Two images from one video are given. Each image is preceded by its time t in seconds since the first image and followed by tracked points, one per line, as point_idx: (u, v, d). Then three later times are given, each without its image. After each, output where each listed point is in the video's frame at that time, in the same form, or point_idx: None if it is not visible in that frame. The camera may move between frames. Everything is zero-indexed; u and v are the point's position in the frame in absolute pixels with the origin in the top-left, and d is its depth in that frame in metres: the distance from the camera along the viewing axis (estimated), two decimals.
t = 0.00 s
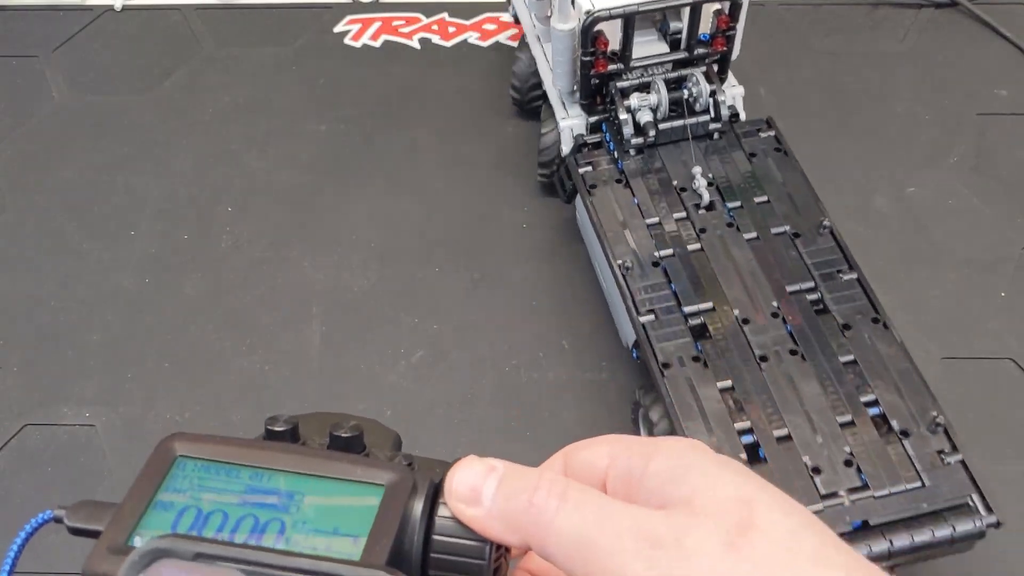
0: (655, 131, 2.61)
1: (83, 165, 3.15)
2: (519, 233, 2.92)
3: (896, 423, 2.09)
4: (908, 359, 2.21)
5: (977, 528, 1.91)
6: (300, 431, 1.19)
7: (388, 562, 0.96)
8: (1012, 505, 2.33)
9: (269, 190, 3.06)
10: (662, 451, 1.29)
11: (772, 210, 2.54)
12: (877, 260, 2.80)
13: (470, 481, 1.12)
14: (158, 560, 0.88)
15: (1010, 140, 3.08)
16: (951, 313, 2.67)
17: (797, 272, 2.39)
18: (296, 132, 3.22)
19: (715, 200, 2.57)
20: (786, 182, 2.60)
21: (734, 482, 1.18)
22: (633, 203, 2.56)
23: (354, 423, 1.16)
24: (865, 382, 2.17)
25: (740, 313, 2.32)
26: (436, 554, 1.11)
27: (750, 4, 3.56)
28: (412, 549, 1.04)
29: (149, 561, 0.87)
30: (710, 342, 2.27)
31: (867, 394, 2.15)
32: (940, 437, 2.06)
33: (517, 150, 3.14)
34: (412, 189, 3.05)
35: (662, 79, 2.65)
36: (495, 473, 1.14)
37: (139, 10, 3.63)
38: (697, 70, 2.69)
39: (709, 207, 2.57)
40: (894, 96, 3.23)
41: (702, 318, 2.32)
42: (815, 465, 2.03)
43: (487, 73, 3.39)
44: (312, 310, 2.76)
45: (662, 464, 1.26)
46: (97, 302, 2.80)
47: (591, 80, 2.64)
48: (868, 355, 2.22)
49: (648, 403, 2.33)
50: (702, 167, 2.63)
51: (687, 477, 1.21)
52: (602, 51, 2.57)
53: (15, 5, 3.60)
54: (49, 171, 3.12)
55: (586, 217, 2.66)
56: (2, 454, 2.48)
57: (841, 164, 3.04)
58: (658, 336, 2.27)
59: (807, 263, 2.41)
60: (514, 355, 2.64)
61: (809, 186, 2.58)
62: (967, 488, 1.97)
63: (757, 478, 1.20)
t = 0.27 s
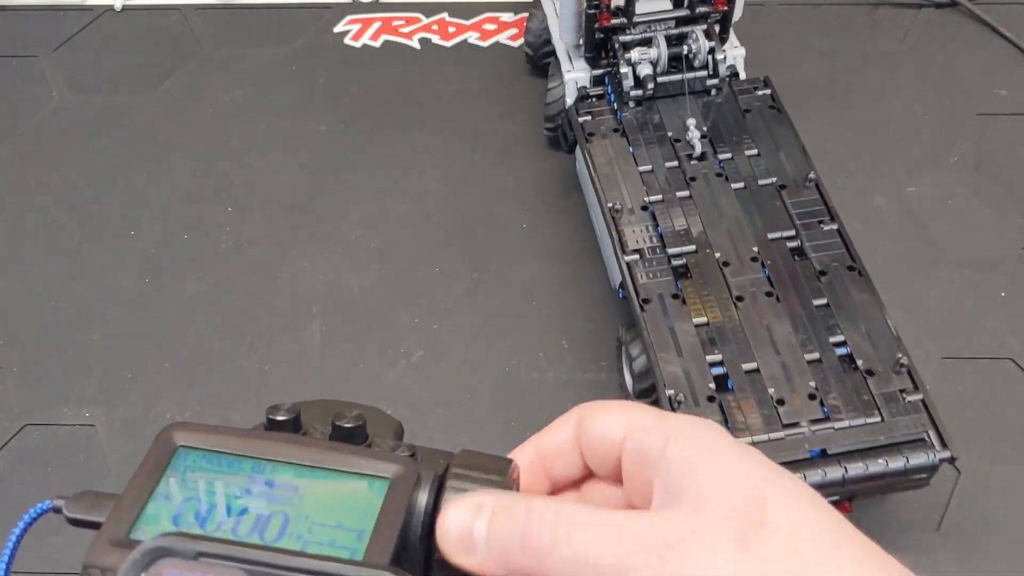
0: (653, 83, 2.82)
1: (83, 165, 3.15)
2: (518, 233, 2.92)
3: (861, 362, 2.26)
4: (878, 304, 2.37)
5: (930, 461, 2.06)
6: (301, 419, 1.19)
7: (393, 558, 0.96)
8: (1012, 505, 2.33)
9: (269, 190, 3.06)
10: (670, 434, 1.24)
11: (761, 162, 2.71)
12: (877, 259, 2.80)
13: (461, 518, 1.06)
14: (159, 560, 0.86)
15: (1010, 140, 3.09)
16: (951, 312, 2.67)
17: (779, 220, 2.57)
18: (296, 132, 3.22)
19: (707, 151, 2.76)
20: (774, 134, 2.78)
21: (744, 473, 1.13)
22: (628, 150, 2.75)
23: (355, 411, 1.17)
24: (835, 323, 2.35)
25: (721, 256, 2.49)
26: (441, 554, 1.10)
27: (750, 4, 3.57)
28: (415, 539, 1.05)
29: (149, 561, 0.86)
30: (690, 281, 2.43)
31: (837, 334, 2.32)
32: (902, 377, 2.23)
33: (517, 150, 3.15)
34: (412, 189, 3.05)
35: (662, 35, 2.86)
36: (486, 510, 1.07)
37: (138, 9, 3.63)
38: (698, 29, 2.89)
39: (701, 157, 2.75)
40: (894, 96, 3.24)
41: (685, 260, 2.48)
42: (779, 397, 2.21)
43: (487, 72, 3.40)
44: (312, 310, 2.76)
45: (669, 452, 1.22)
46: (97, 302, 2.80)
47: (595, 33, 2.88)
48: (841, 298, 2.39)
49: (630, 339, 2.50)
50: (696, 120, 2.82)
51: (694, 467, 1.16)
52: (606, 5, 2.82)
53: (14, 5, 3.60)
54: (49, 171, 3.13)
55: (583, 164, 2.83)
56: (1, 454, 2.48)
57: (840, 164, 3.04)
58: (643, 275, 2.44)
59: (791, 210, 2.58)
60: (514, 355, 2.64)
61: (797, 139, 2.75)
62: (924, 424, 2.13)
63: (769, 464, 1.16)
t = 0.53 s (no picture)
0: (654, 56, 2.83)
1: (83, 165, 3.15)
2: (518, 233, 2.92)
3: (844, 326, 2.30)
4: (865, 274, 2.40)
5: (907, 423, 2.11)
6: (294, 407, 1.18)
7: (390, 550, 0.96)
8: (1012, 505, 2.32)
9: (269, 190, 3.06)
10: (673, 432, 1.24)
11: (757, 134, 2.72)
12: (877, 259, 2.80)
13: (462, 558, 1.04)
14: (159, 556, 0.85)
15: (1010, 140, 3.08)
16: (951, 312, 2.67)
17: (772, 190, 2.59)
18: (296, 132, 3.22)
19: (704, 123, 2.76)
20: (771, 109, 2.79)
21: (740, 476, 1.11)
22: (627, 121, 2.76)
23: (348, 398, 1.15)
24: (820, 290, 2.38)
25: (713, 223, 2.51)
26: (437, 550, 1.10)
27: (750, 4, 3.56)
28: (411, 529, 1.07)
29: (149, 558, 0.84)
30: (681, 246, 2.47)
31: (822, 300, 2.36)
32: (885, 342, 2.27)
33: (516, 149, 3.15)
34: (411, 189, 3.05)
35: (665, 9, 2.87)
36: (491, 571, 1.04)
37: (139, 10, 3.63)
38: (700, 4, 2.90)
39: (698, 129, 2.76)
40: (894, 96, 3.23)
41: (678, 227, 2.51)
42: (762, 357, 2.26)
43: (487, 73, 3.40)
44: (312, 310, 2.76)
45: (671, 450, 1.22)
46: (97, 302, 2.80)
47: (598, 6, 2.89)
48: (828, 267, 2.42)
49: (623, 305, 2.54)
50: (694, 92, 2.83)
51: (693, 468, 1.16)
52: None
53: (15, 6, 3.60)
54: (49, 171, 3.13)
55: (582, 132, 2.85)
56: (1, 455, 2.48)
57: (840, 164, 3.04)
58: (637, 242, 2.47)
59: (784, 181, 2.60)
60: (514, 355, 2.64)
61: (792, 114, 2.77)
62: (903, 387, 2.18)
63: (769, 465, 1.13)
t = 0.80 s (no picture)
0: (653, 57, 2.83)
1: (83, 165, 3.15)
2: (518, 233, 2.92)
3: (844, 326, 2.30)
4: (863, 271, 2.41)
5: (907, 422, 2.11)
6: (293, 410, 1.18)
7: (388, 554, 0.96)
8: (1012, 505, 2.32)
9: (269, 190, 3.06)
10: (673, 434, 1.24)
11: (757, 134, 2.72)
12: (877, 259, 2.80)
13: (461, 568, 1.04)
14: (156, 558, 0.85)
15: (1010, 140, 3.08)
16: (951, 312, 2.67)
17: (772, 191, 2.59)
18: (296, 132, 3.23)
19: (704, 124, 2.76)
20: (770, 109, 2.79)
21: (740, 478, 1.11)
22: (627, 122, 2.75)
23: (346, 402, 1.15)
24: (820, 289, 2.38)
25: (712, 223, 2.51)
26: (434, 554, 1.10)
27: (750, 4, 3.56)
28: (410, 533, 1.07)
29: (146, 560, 0.84)
30: (680, 246, 2.47)
31: (822, 299, 2.36)
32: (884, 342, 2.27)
33: (516, 149, 3.14)
34: (411, 189, 3.05)
35: (664, 10, 2.86)
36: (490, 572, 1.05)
37: (138, 10, 3.63)
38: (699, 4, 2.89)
39: (698, 129, 2.76)
40: (894, 96, 3.23)
41: (677, 227, 2.51)
42: (762, 357, 2.26)
43: (487, 73, 3.40)
44: (312, 310, 2.76)
45: (671, 452, 1.22)
46: (98, 302, 2.80)
47: (598, 7, 2.87)
48: (828, 266, 2.42)
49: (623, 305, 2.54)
50: (694, 93, 2.83)
51: (694, 470, 1.16)
52: None
53: (15, 6, 3.60)
54: (49, 171, 3.13)
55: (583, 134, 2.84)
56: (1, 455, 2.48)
57: (840, 163, 3.04)
58: (637, 242, 2.47)
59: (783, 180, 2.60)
60: (514, 355, 2.64)
61: (792, 114, 2.77)
62: (903, 387, 2.18)
63: (770, 466, 1.13)
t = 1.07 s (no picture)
0: (654, 57, 2.82)
1: (83, 165, 3.15)
2: (518, 233, 2.92)
3: (844, 327, 2.30)
4: (863, 271, 2.41)
5: (907, 423, 2.11)
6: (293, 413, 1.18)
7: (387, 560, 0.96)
8: (1012, 505, 2.33)
9: (269, 190, 3.07)
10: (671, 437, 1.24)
11: (757, 135, 2.72)
12: (877, 259, 2.80)
13: None
14: (153, 563, 0.85)
15: (1010, 140, 3.08)
16: (951, 312, 2.67)
17: (772, 191, 2.59)
18: (296, 132, 3.23)
19: (704, 124, 2.76)
20: (770, 109, 2.79)
21: (738, 480, 1.11)
22: (627, 123, 2.75)
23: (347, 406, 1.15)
24: (820, 290, 2.38)
25: (713, 224, 2.51)
26: (435, 558, 1.11)
27: (750, 4, 3.56)
28: (410, 538, 1.07)
29: (144, 564, 0.84)
30: (681, 247, 2.46)
31: (822, 300, 2.36)
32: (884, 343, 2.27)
33: (516, 149, 3.15)
34: (411, 189, 3.05)
35: (664, 11, 2.85)
36: None
37: (139, 10, 3.63)
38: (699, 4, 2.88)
39: (698, 130, 2.76)
40: (894, 96, 3.23)
41: (678, 227, 2.51)
42: (763, 358, 2.26)
43: (487, 73, 3.40)
44: (312, 310, 2.76)
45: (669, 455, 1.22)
46: (98, 302, 2.80)
47: (598, 8, 2.84)
48: (828, 267, 2.42)
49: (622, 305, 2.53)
50: (694, 93, 2.82)
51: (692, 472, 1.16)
52: None
53: (15, 6, 3.60)
54: (49, 171, 3.13)
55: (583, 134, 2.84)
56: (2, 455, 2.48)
57: (840, 163, 3.04)
58: (637, 242, 2.47)
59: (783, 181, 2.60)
60: (514, 355, 2.64)
61: (791, 114, 2.77)
62: (903, 388, 2.18)
63: (768, 468, 1.13)
